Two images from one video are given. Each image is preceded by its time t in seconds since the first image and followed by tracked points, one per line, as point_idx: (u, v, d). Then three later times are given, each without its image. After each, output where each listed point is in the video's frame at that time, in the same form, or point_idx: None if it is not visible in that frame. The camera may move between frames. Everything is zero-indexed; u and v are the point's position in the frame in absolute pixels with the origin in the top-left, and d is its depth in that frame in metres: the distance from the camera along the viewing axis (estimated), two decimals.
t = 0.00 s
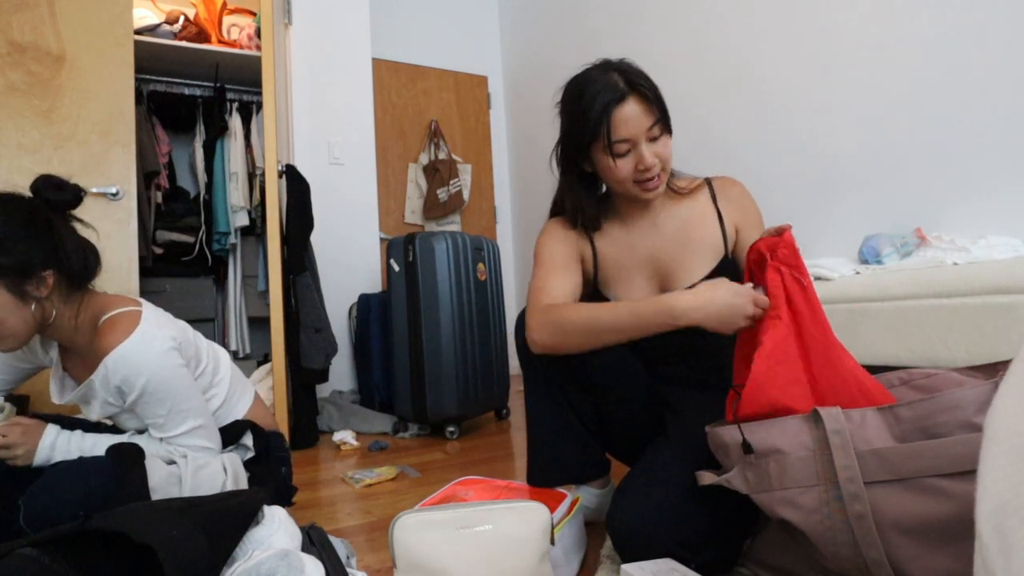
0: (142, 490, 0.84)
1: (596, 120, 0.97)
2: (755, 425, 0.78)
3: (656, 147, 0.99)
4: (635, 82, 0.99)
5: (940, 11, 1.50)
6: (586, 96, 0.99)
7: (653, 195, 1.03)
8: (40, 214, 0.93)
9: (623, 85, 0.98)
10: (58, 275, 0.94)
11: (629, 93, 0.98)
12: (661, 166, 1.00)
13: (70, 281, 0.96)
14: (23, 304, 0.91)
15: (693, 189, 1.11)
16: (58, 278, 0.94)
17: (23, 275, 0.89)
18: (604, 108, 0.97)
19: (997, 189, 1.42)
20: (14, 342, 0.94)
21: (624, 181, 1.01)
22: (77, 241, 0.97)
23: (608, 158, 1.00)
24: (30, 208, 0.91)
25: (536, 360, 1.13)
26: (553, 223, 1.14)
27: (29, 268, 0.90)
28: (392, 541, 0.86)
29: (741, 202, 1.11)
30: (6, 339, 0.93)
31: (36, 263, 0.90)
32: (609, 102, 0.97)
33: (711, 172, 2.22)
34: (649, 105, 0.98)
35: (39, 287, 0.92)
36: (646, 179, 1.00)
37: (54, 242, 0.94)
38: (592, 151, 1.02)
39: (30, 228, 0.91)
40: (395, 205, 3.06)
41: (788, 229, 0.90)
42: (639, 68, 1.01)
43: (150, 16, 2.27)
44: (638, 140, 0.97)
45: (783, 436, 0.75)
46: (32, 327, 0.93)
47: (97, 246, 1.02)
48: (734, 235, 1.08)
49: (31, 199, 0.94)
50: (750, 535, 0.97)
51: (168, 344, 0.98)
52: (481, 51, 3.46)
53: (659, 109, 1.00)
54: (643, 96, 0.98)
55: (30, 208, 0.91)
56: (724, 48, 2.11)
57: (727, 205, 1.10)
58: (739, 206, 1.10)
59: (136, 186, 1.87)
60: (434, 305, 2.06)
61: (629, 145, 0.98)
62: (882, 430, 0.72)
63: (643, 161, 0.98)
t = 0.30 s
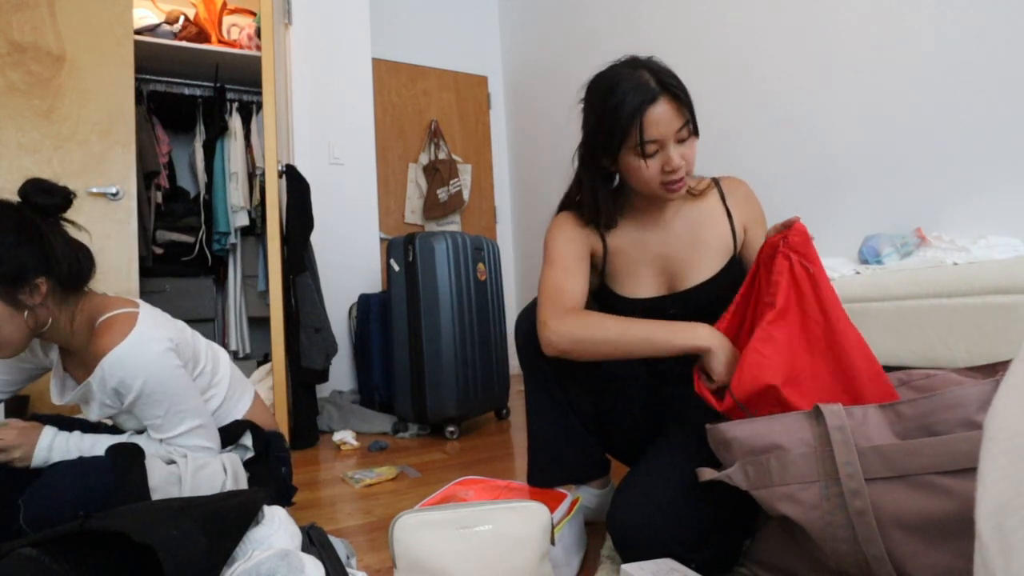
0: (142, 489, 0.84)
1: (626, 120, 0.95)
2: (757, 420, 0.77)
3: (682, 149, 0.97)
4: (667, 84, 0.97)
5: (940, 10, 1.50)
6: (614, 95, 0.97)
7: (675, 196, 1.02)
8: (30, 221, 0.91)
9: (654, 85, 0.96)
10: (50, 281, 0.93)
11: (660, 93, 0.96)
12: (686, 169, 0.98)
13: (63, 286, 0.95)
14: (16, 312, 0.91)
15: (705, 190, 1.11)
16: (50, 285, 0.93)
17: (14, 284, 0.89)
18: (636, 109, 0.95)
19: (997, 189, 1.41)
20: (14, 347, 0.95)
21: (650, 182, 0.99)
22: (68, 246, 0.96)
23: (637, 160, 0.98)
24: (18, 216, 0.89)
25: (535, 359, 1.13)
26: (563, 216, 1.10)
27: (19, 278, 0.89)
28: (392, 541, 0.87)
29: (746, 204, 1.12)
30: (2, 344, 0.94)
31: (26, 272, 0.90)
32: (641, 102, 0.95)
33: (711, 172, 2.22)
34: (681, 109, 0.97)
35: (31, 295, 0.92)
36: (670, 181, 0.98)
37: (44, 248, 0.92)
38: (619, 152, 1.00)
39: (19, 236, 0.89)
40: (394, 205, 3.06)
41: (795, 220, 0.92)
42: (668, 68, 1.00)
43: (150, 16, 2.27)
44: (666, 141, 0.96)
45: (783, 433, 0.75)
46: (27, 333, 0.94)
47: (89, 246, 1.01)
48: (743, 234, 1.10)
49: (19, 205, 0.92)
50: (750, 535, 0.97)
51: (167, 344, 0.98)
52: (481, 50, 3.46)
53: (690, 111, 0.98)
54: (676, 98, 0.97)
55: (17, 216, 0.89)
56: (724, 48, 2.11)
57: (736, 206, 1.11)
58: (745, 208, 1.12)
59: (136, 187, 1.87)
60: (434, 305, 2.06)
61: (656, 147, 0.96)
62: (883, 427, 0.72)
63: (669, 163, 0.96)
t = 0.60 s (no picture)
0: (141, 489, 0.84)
1: (631, 114, 0.95)
2: (757, 421, 0.77)
3: (686, 144, 0.98)
4: (673, 77, 0.97)
5: (940, 11, 1.50)
6: (619, 90, 0.97)
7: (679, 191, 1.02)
8: (28, 223, 0.91)
9: (660, 78, 0.96)
10: (46, 284, 0.93)
11: (666, 87, 0.96)
12: (691, 164, 0.99)
13: (61, 287, 0.95)
14: (12, 313, 0.91)
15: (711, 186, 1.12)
16: (47, 287, 0.93)
17: (11, 286, 0.89)
18: (641, 102, 0.95)
19: (997, 189, 1.41)
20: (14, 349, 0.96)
21: (654, 176, 0.99)
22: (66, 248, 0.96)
23: (643, 154, 0.98)
24: (15, 218, 0.90)
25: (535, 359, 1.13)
26: (569, 213, 1.10)
27: (15, 279, 0.89)
28: (392, 541, 0.87)
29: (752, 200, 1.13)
30: (1, 346, 0.94)
31: (22, 274, 0.90)
32: (646, 96, 0.95)
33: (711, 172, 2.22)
34: (684, 100, 0.97)
35: (28, 297, 0.92)
36: (675, 175, 0.99)
37: (41, 250, 0.92)
38: (624, 146, 1.00)
39: (16, 238, 0.89)
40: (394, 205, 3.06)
41: (786, 241, 0.91)
42: (674, 62, 1.00)
43: (150, 16, 2.27)
44: (672, 134, 0.96)
45: (783, 435, 0.75)
46: (24, 335, 0.94)
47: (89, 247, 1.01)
48: (749, 232, 1.10)
49: (17, 207, 0.92)
50: (750, 534, 0.97)
51: (166, 345, 0.98)
52: (481, 50, 3.45)
53: (696, 106, 0.98)
54: (681, 92, 0.97)
55: (14, 218, 0.89)
56: (724, 48, 2.11)
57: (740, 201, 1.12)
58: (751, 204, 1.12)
59: (136, 186, 1.87)
60: (434, 305, 2.06)
61: (662, 140, 0.96)
62: (882, 429, 0.72)
63: (675, 156, 0.97)
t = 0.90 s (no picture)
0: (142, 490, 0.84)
1: (629, 107, 0.96)
2: (757, 422, 0.78)
3: (689, 135, 0.97)
4: (671, 70, 0.97)
5: (940, 10, 1.50)
6: (618, 86, 0.97)
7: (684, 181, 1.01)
8: (28, 223, 0.91)
9: (659, 71, 0.96)
10: (47, 285, 0.93)
11: (664, 79, 0.96)
12: (694, 153, 0.98)
13: (62, 288, 0.95)
14: (14, 314, 0.91)
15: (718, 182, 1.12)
16: (48, 288, 0.93)
17: (12, 287, 0.89)
18: (639, 96, 0.95)
19: (997, 189, 1.41)
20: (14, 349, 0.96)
21: (658, 167, 0.99)
22: (66, 248, 0.96)
23: (644, 144, 0.98)
24: (16, 218, 0.89)
25: (536, 359, 1.13)
26: (576, 210, 1.10)
27: (16, 280, 0.89)
28: (392, 541, 0.87)
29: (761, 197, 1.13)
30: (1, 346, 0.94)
31: (23, 275, 0.90)
32: (643, 90, 0.95)
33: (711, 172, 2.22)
34: (685, 93, 0.97)
35: (29, 298, 0.92)
36: (679, 164, 0.98)
37: (42, 250, 0.92)
38: (626, 139, 1.00)
39: (17, 239, 0.89)
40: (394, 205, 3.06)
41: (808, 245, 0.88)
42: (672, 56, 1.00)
43: (150, 16, 2.27)
44: (672, 125, 0.96)
45: (783, 435, 0.75)
46: (25, 335, 0.94)
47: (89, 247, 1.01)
48: (756, 231, 1.10)
49: (18, 207, 0.92)
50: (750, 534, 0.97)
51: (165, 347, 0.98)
52: (481, 50, 3.45)
53: (696, 97, 0.98)
54: (681, 82, 0.97)
55: (15, 218, 0.89)
56: (724, 48, 2.11)
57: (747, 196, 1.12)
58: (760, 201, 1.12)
59: (136, 186, 1.87)
60: (434, 306, 2.06)
61: (663, 131, 0.96)
62: (883, 429, 0.72)
63: (677, 146, 0.97)
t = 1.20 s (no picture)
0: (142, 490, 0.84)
1: (597, 97, 1.06)
2: (757, 421, 0.78)
3: (660, 108, 1.03)
4: (631, 60, 1.07)
5: (940, 10, 1.50)
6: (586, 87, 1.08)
7: (672, 158, 1.03)
8: (29, 219, 0.91)
9: (617, 60, 1.06)
10: (47, 280, 0.93)
11: (624, 67, 1.06)
12: (671, 125, 1.02)
13: (63, 285, 0.95)
14: (13, 310, 0.91)
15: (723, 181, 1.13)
16: (48, 284, 0.93)
17: (11, 282, 0.89)
18: (603, 84, 1.06)
19: (997, 190, 1.41)
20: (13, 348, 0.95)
21: (639, 146, 1.03)
22: (66, 245, 0.96)
23: (619, 128, 1.04)
24: (17, 213, 0.89)
25: (536, 359, 1.13)
26: (580, 209, 1.12)
27: (17, 276, 0.89)
28: (392, 541, 0.87)
29: (767, 197, 1.13)
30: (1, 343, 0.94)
31: (24, 270, 0.89)
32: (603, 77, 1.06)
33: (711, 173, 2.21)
34: (647, 75, 1.05)
35: (29, 294, 0.91)
36: (658, 138, 1.02)
37: (43, 247, 0.92)
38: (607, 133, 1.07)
39: (19, 233, 0.89)
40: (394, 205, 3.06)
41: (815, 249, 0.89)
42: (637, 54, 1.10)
43: (150, 16, 2.27)
44: (639, 103, 1.03)
45: (783, 435, 0.75)
46: (25, 332, 0.94)
47: (91, 246, 1.01)
48: (762, 231, 1.10)
49: (21, 204, 0.92)
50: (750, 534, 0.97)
51: (170, 345, 0.98)
52: (481, 50, 3.45)
53: (659, 79, 1.06)
54: (638, 66, 1.06)
55: (16, 214, 0.89)
56: (724, 48, 2.11)
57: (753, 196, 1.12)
58: (766, 202, 1.12)
59: (136, 186, 1.87)
60: (434, 306, 2.06)
61: (631, 110, 1.03)
62: (882, 429, 0.72)
63: (650, 121, 1.01)
